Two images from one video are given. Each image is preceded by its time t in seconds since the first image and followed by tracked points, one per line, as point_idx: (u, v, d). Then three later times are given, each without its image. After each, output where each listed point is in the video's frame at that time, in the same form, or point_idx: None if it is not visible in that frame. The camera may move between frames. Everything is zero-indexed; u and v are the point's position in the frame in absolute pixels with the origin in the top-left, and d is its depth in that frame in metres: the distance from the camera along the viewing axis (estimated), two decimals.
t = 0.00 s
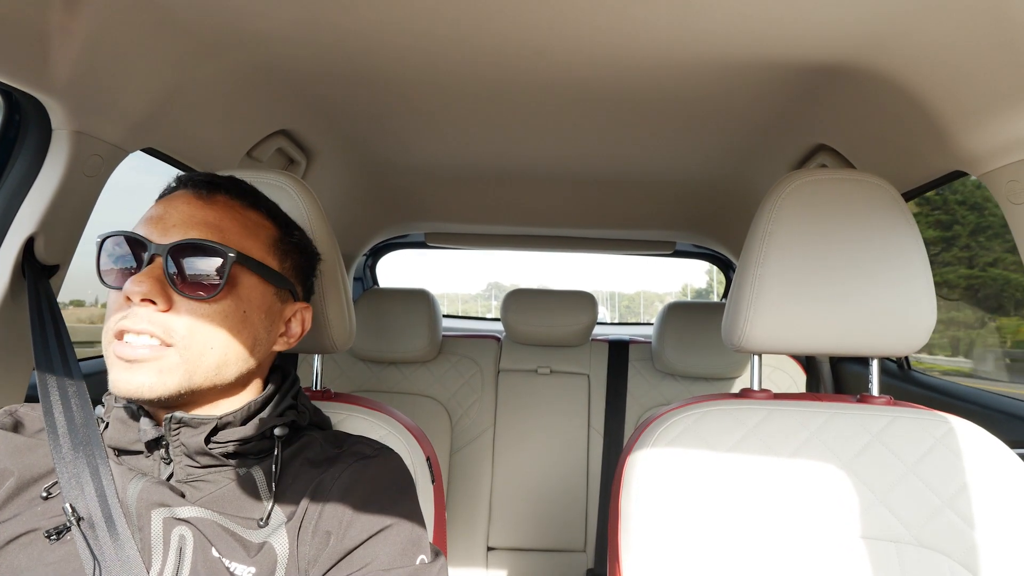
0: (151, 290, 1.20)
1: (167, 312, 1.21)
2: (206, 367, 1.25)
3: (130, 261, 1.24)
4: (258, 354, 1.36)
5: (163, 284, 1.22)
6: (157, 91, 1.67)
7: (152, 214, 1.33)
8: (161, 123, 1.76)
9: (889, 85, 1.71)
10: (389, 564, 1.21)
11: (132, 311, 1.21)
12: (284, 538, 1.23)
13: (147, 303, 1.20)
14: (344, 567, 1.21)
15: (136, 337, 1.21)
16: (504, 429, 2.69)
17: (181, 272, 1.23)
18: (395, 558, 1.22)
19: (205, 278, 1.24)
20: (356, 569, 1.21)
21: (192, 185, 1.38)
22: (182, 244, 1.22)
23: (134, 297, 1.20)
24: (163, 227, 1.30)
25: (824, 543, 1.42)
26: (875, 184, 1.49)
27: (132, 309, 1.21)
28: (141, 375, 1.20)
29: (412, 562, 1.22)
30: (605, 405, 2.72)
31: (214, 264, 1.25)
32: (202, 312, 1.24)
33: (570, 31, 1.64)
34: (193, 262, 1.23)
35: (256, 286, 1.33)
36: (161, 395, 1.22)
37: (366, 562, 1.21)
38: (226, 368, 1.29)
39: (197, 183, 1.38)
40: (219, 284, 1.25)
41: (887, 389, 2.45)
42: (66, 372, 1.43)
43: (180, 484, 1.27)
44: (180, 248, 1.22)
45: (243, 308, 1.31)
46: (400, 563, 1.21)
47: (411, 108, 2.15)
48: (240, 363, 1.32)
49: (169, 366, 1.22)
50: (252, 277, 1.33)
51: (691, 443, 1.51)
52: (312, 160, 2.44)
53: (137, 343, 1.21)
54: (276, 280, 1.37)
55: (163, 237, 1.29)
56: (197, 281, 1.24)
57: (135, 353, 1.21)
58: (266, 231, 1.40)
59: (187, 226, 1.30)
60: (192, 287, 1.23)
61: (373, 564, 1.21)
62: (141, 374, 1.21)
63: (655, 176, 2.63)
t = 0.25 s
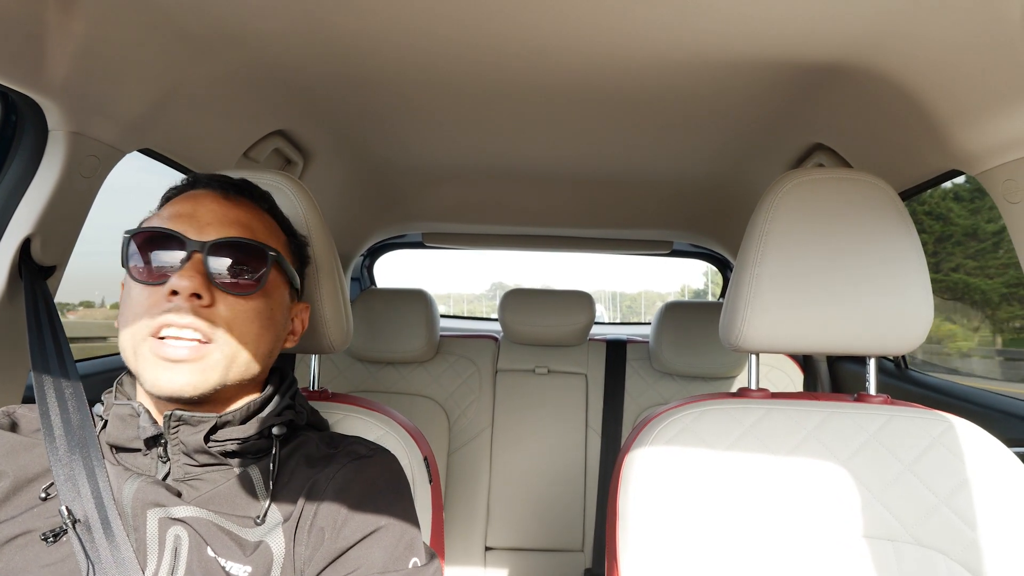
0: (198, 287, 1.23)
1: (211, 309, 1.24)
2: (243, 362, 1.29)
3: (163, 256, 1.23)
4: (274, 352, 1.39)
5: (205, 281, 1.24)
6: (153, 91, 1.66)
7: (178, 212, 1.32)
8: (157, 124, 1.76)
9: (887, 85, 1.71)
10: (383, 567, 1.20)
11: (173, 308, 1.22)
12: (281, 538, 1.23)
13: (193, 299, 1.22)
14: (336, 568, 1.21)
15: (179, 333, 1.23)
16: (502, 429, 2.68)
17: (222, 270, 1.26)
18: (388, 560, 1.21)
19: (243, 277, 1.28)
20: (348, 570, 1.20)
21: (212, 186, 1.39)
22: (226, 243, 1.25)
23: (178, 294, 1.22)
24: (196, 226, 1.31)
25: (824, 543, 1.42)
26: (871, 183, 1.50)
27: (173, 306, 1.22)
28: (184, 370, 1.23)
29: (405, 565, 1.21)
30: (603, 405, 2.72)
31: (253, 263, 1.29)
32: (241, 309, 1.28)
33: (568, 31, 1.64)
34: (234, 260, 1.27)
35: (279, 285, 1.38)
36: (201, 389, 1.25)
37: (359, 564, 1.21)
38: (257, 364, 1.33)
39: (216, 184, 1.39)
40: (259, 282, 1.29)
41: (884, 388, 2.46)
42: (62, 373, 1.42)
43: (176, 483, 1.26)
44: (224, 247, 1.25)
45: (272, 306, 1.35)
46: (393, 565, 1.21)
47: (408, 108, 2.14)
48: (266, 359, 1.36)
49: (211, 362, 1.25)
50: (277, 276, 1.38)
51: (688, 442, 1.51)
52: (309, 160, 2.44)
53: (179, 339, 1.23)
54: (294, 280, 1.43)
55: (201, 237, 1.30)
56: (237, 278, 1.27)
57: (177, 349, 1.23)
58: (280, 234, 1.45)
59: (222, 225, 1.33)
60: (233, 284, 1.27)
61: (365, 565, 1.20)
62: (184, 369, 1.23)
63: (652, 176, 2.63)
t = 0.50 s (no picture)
0: (222, 288, 1.24)
1: (233, 310, 1.25)
2: (263, 359, 1.32)
3: (181, 259, 1.23)
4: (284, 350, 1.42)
5: (226, 282, 1.25)
6: (151, 91, 1.66)
7: (191, 215, 1.31)
8: (155, 123, 1.76)
9: (885, 84, 1.71)
10: (382, 568, 1.20)
11: (197, 310, 1.22)
12: (281, 536, 1.22)
13: (218, 301, 1.23)
14: (336, 567, 1.21)
15: (203, 334, 1.23)
16: (500, 428, 2.68)
17: (242, 271, 1.27)
18: (388, 559, 1.22)
19: (262, 277, 1.30)
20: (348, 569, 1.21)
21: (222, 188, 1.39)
22: (247, 244, 1.27)
23: (201, 296, 1.22)
24: (212, 228, 1.32)
25: (819, 541, 1.41)
26: (868, 181, 1.50)
27: (196, 308, 1.22)
28: (211, 369, 1.25)
29: (405, 565, 1.22)
30: (600, 405, 2.72)
31: (270, 264, 1.31)
32: (261, 309, 1.30)
33: (567, 30, 1.64)
34: (248, 261, 1.28)
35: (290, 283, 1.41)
36: (226, 387, 1.27)
37: (358, 564, 1.21)
38: (273, 361, 1.35)
39: (224, 186, 1.40)
40: (276, 281, 1.32)
41: (881, 386, 2.46)
42: (62, 372, 1.42)
43: (178, 482, 1.26)
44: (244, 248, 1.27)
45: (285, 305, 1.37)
46: (392, 566, 1.21)
47: (406, 107, 2.14)
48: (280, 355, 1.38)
49: (236, 360, 1.26)
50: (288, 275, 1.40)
51: (687, 441, 1.51)
52: (306, 159, 2.43)
53: (204, 339, 1.24)
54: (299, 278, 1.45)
55: (218, 239, 1.31)
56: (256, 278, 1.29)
57: (202, 349, 1.24)
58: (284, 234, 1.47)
59: (237, 227, 1.34)
60: (252, 284, 1.28)
61: (365, 565, 1.21)
62: (210, 368, 1.25)
63: (650, 175, 2.63)
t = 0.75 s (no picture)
0: (203, 291, 1.22)
1: (216, 313, 1.24)
2: (247, 363, 1.30)
3: (167, 261, 1.22)
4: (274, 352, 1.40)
5: (209, 284, 1.24)
6: (152, 91, 1.66)
7: (177, 215, 1.30)
8: (155, 123, 1.75)
9: (886, 83, 1.71)
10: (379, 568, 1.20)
11: (179, 313, 1.21)
12: (277, 538, 1.22)
13: (199, 304, 1.22)
14: (334, 568, 1.21)
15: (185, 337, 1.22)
16: (500, 427, 2.68)
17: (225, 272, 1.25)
18: (385, 560, 1.21)
19: (245, 280, 1.28)
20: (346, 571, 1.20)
21: (211, 186, 1.38)
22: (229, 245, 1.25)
23: (183, 299, 1.21)
24: (198, 229, 1.30)
25: (819, 540, 1.41)
26: (868, 181, 1.50)
27: (178, 311, 1.21)
28: (193, 372, 1.23)
29: (402, 566, 1.21)
30: (601, 404, 2.72)
31: (255, 266, 1.29)
32: (245, 312, 1.28)
33: (568, 30, 1.64)
34: (234, 260, 1.26)
35: (280, 284, 1.38)
36: (209, 391, 1.26)
37: (357, 565, 1.21)
38: (260, 364, 1.33)
39: (214, 185, 1.38)
40: (261, 284, 1.29)
41: (883, 385, 2.46)
42: (59, 373, 1.42)
43: (174, 483, 1.25)
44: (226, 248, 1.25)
45: (273, 307, 1.35)
46: (390, 567, 1.21)
47: (407, 106, 2.14)
48: (268, 358, 1.36)
49: (218, 363, 1.25)
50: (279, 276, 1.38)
51: (687, 440, 1.51)
52: (307, 158, 2.43)
53: (186, 343, 1.23)
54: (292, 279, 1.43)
55: (202, 238, 1.30)
56: (240, 280, 1.27)
57: (184, 352, 1.23)
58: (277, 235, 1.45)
59: (224, 228, 1.32)
60: (236, 287, 1.27)
61: (363, 566, 1.20)
62: (191, 371, 1.23)
63: (651, 173, 2.63)
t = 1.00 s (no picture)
0: (176, 288, 1.22)
1: (192, 308, 1.23)
2: (233, 355, 1.29)
3: (134, 264, 1.22)
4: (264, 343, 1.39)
5: (182, 281, 1.23)
6: (154, 90, 1.66)
7: (142, 219, 1.30)
8: (158, 121, 1.76)
9: (888, 82, 1.71)
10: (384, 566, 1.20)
11: (157, 315, 1.21)
12: (281, 537, 1.22)
13: (173, 302, 1.21)
14: (338, 566, 1.21)
15: (167, 339, 1.22)
16: (501, 426, 2.68)
17: (195, 267, 1.24)
18: (389, 558, 1.21)
19: (217, 271, 1.26)
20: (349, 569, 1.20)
21: (175, 187, 1.37)
22: (196, 239, 1.24)
23: (158, 300, 1.21)
24: (161, 229, 1.29)
25: (819, 540, 1.41)
26: (872, 181, 1.49)
27: (156, 313, 1.21)
28: (182, 374, 1.23)
29: (406, 563, 1.21)
30: (602, 403, 2.72)
31: (227, 254, 1.28)
32: (221, 302, 1.27)
33: (570, 28, 1.64)
34: (208, 254, 1.26)
35: (257, 271, 1.37)
36: (201, 390, 1.25)
37: (360, 563, 1.21)
38: (248, 355, 1.33)
39: (175, 183, 1.37)
40: (236, 272, 1.28)
41: (884, 385, 2.46)
42: (63, 371, 1.43)
43: (177, 482, 1.26)
44: (194, 243, 1.24)
45: (253, 295, 1.34)
46: (393, 564, 1.21)
47: (408, 105, 2.14)
48: (255, 348, 1.35)
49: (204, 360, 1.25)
50: (254, 262, 1.37)
51: (689, 439, 1.51)
52: (308, 157, 2.43)
53: (169, 345, 1.23)
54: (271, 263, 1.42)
55: (167, 237, 1.29)
56: (213, 271, 1.26)
57: (169, 354, 1.23)
58: (249, 222, 1.44)
59: (189, 223, 1.32)
60: (209, 279, 1.26)
61: (366, 564, 1.20)
62: (179, 373, 1.23)
63: (652, 173, 2.63)
